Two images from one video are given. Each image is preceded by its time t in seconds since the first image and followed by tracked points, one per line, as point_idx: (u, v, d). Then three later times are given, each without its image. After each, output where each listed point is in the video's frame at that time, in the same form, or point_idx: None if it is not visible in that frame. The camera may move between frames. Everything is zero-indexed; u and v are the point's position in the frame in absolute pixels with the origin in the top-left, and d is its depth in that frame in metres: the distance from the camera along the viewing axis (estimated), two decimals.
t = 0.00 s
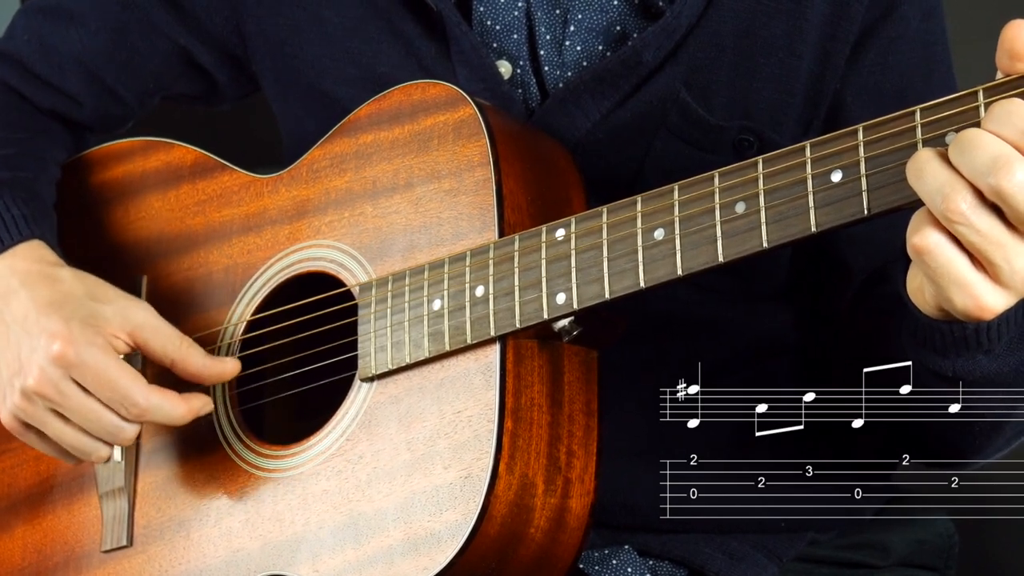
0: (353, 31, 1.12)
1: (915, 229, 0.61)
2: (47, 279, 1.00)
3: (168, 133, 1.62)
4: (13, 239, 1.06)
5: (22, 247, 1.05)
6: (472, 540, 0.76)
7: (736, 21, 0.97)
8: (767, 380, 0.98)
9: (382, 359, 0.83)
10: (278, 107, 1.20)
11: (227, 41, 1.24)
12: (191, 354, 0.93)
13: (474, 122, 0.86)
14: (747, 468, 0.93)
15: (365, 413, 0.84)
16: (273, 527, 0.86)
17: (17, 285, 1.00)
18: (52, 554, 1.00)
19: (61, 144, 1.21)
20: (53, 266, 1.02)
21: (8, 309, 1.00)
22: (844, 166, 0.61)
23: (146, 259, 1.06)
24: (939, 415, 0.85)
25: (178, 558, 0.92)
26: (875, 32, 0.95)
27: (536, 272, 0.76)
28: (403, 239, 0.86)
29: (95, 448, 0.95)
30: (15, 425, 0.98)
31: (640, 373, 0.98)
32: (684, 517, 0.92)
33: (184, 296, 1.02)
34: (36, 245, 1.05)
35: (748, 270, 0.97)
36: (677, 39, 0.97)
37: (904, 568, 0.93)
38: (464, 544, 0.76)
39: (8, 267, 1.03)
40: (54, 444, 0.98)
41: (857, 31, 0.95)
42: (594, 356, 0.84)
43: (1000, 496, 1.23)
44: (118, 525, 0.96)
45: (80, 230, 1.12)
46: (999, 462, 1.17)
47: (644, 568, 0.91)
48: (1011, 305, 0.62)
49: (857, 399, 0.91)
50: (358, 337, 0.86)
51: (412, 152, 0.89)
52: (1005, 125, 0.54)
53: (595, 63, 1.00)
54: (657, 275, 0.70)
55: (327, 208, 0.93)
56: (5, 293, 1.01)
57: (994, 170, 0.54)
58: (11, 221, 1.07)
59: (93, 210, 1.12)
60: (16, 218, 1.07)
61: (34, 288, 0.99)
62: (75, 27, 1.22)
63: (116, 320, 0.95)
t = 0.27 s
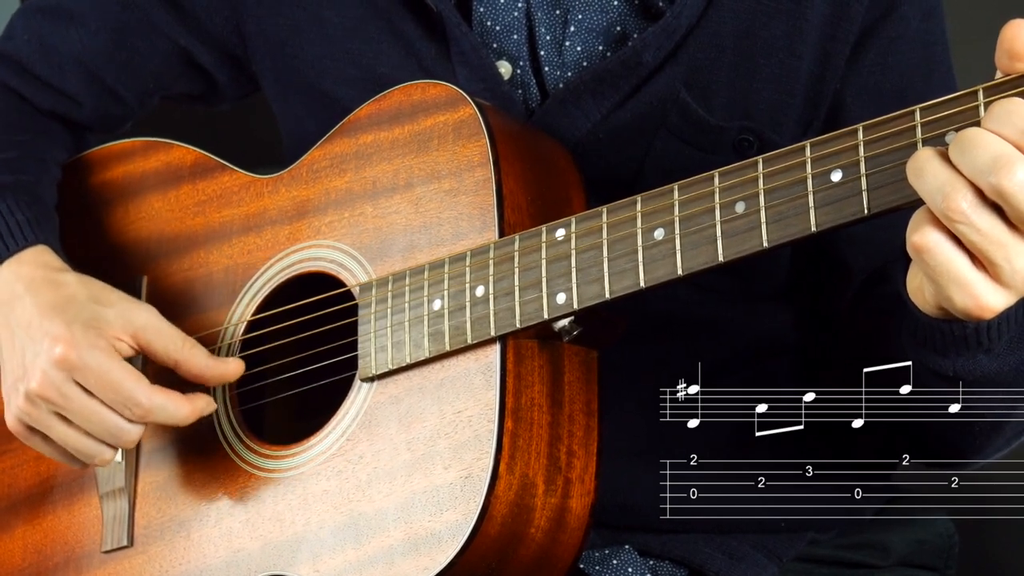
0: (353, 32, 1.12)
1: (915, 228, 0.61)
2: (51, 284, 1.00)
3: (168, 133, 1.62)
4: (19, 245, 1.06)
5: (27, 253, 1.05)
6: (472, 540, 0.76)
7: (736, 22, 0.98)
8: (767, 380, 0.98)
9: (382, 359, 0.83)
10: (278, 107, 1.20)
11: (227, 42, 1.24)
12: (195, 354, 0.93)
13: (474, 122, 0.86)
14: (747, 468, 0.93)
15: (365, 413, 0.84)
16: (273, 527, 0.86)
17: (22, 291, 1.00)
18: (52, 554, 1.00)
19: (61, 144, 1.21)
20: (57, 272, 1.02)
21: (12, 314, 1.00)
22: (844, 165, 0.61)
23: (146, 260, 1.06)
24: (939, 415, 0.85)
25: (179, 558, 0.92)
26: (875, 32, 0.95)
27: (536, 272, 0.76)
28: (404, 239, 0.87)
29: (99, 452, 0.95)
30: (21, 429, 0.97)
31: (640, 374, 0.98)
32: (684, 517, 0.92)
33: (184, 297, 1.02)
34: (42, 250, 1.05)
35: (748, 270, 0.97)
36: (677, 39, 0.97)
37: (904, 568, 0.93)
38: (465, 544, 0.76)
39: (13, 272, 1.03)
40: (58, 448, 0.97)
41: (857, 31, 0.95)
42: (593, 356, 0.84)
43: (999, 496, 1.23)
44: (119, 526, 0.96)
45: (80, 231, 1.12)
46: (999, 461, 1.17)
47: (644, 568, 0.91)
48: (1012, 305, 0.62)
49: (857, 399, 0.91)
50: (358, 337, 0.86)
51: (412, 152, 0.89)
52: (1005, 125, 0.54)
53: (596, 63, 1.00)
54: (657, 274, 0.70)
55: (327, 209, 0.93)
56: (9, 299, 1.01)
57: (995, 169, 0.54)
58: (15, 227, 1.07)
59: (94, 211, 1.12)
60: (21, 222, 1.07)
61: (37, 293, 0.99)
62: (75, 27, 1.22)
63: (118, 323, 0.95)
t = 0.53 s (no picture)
0: (352, 33, 1.12)
1: (914, 228, 0.61)
2: (35, 276, 1.00)
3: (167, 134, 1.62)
4: (11, 240, 1.06)
5: (19, 249, 1.04)
6: (472, 541, 0.76)
7: (736, 22, 0.98)
8: (767, 380, 0.98)
9: (381, 360, 0.83)
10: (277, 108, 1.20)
11: (226, 42, 1.24)
12: (159, 341, 0.95)
13: (473, 122, 0.86)
14: (747, 468, 0.93)
15: (365, 414, 0.84)
16: (273, 527, 0.86)
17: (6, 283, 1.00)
18: (52, 555, 1.00)
19: (59, 144, 1.21)
20: (44, 266, 1.02)
21: None
22: (843, 165, 0.61)
23: (145, 260, 1.06)
24: (939, 414, 0.85)
25: (178, 559, 0.92)
26: (874, 32, 0.95)
27: (536, 272, 0.76)
28: (403, 239, 0.86)
29: (67, 443, 0.95)
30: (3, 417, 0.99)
31: (640, 374, 0.98)
32: (684, 517, 0.92)
33: (184, 297, 1.02)
34: (32, 246, 1.05)
35: (748, 270, 0.97)
36: (677, 39, 0.97)
37: (904, 568, 0.93)
38: (465, 544, 0.76)
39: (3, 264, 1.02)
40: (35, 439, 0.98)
41: (856, 31, 0.95)
42: (594, 356, 0.84)
43: (1000, 496, 1.23)
44: (118, 526, 0.96)
45: (79, 232, 1.12)
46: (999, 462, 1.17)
47: (644, 568, 0.91)
48: (1011, 304, 0.62)
49: (857, 399, 0.91)
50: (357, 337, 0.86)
51: (411, 152, 0.89)
52: (1005, 124, 0.54)
53: (595, 63, 1.00)
54: (656, 274, 0.70)
55: (326, 209, 0.93)
56: None
57: (995, 169, 0.54)
58: (8, 223, 1.06)
59: (93, 212, 1.12)
60: (14, 219, 1.07)
61: (21, 286, 0.99)
62: (74, 28, 1.22)
63: (92, 308, 0.95)
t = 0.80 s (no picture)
0: (351, 33, 1.12)
1: (912, 227, 0.61)
2: (50, 282, 1.00)
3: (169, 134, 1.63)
4: (16, 244, 1.06)
5: (25, 253, 1.05)
6: (471, 540, 0.76)
7: (734, 22, 0.98)
8: (766, 380, 0.98)
9: (381, 360, 0.83)
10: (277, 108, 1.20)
11: (226, 43, 1.24)
12: (190, 355, 0.93)
13: (473, 122, 0.86)
14: (747, 468, 0.93)
15: (364, 414, 0.84)
16: (272, 527, 0.86)
17: (20, 289, 1.01)
18: (52, 555, 1.00)
19: (59, 145, 1.21)
20: (57, 270, 1.02)
21: (7, 310, 1.00)
22: (842, 164, 0.61)
23: (145, 260, 1.06)
24: (939, 414, 0.85)
25: (178, 559, 0.92)
26: (873, 32, 0.95)
27: (535, 272, 0.76)
28: (403, 240, 0.87)
29: (94, 445, 0.95)
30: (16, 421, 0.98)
31: (640, 374, 0.98)
32: (684, 517, 0.92)
33: (184, 297, 1.02)
34: (41, 250, 1.06)
35: (748, 269, 0.97)
36: (676, 40, 0.97)
37: (904, 567, 0.93)
38: (464, 544, 0.76)
39: (11, 270, 1.03)
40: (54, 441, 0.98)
41: (855, 31, 0.95)
42: (592, 355, 0.84)
43: (1000, 496, 1.23)
44: (118, 527, 0.96)
45: (80, 233, 1.12)
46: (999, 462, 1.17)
47: (644, 568, 0.91)
48: (1010, 303, 0.62)
49: (857, 399, 0.90)
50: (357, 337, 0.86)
51: (410, 152, 0.89)
52: (1002, 123, 0.54)
53: (594, 64, 1.00)
54: (655, 274, 0.70)
55: (326, 209, 0.93)
56: (6, 297, 1.01)
57: (992, 168, 0.54)
58: (13, 227, 1.07)
59: (93, 213, 1.12)
60: (19, 222, 1.07)
61: (36, 290, 0.99)
62: (74, 29, 1.22)
63: (115, 321, 0.95)
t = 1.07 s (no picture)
0: (350, 33, 1.12)
1: (912, 227, 0.61)
2: (44, 278, 1.00)
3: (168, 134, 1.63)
4: (13, 241, 1.06)
5: (21, 249, 1.05)
6: (471, 540, 0.76)
7: (734, 22, 0.98)
8: (766, 381, 0.98)
9: (381, 360, 0.83)
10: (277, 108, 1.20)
11: (225, 43, 1.24)
12: (179, 344, 0.93)
13: (472, 122, 0.86)
14: (746, 468, 0.93)
15: (364, 414, 0.84)
16: (272, 526, 0.86)
17: (13, 284, 1.00)
18: (52, 555, 1.00)
19: (59, 144, 1.21)
20: (51, 269, 1.02)
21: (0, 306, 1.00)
22: (842, 165, 0.61)
23: (146, 260, 1.06)
24: (939, 415, 0.85)
25: (178, 559, 0.92)
26: (872, 32, 0.95)
27: (535, 273, 0.76)
28: (402, 240, 0.87)
29: (81, 445, 0.95)
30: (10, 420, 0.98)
31: (640, 374, 0.98)
32: (683, 517, 0.92)
33: (184, 297, 1.02)
34: (37, 246, 1.06)
35: (748, 269, 0.97)
36: (676, 39, 0.97)
37: (903, 568, 0.93)
38: (464, 544, 0.76)
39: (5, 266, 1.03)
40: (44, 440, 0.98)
41: (854, 31, 0.95)
42: (592, 356, 0.84)
43: (999, 496, 1.23)
44: (118, 526, 0.96)
45: (80, 233, 1.12)
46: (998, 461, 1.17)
47: (644, 568, 0.91)
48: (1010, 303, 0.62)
49: (857, 399, 0.90)
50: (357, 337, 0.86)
51: (410, 152, 0.89)
52: (1002, 123, 0.54)
53: (594, 64, 1.00)
54: (655, 274, 0.70)
55: (326, 209, 0.93)
56: None
57: (992, 168, 0.54)
58: (11, 223, 1.07)
59: (92, 213, 1.12)
60: (16, 219, 1.07)
61: (29, 287, 0.99)
62: (73, 29, 1.22)
63: (107, 312, 0.96)
